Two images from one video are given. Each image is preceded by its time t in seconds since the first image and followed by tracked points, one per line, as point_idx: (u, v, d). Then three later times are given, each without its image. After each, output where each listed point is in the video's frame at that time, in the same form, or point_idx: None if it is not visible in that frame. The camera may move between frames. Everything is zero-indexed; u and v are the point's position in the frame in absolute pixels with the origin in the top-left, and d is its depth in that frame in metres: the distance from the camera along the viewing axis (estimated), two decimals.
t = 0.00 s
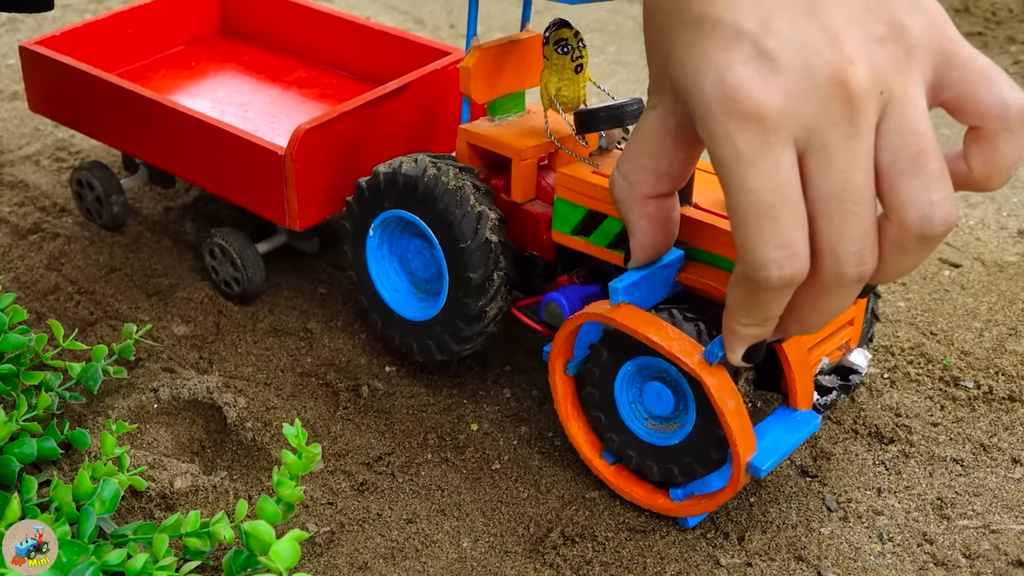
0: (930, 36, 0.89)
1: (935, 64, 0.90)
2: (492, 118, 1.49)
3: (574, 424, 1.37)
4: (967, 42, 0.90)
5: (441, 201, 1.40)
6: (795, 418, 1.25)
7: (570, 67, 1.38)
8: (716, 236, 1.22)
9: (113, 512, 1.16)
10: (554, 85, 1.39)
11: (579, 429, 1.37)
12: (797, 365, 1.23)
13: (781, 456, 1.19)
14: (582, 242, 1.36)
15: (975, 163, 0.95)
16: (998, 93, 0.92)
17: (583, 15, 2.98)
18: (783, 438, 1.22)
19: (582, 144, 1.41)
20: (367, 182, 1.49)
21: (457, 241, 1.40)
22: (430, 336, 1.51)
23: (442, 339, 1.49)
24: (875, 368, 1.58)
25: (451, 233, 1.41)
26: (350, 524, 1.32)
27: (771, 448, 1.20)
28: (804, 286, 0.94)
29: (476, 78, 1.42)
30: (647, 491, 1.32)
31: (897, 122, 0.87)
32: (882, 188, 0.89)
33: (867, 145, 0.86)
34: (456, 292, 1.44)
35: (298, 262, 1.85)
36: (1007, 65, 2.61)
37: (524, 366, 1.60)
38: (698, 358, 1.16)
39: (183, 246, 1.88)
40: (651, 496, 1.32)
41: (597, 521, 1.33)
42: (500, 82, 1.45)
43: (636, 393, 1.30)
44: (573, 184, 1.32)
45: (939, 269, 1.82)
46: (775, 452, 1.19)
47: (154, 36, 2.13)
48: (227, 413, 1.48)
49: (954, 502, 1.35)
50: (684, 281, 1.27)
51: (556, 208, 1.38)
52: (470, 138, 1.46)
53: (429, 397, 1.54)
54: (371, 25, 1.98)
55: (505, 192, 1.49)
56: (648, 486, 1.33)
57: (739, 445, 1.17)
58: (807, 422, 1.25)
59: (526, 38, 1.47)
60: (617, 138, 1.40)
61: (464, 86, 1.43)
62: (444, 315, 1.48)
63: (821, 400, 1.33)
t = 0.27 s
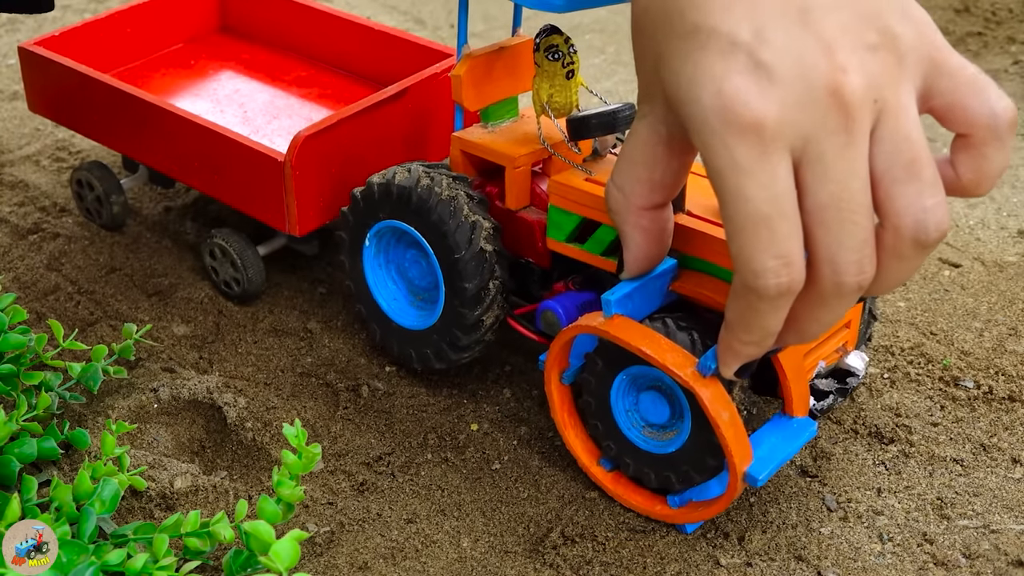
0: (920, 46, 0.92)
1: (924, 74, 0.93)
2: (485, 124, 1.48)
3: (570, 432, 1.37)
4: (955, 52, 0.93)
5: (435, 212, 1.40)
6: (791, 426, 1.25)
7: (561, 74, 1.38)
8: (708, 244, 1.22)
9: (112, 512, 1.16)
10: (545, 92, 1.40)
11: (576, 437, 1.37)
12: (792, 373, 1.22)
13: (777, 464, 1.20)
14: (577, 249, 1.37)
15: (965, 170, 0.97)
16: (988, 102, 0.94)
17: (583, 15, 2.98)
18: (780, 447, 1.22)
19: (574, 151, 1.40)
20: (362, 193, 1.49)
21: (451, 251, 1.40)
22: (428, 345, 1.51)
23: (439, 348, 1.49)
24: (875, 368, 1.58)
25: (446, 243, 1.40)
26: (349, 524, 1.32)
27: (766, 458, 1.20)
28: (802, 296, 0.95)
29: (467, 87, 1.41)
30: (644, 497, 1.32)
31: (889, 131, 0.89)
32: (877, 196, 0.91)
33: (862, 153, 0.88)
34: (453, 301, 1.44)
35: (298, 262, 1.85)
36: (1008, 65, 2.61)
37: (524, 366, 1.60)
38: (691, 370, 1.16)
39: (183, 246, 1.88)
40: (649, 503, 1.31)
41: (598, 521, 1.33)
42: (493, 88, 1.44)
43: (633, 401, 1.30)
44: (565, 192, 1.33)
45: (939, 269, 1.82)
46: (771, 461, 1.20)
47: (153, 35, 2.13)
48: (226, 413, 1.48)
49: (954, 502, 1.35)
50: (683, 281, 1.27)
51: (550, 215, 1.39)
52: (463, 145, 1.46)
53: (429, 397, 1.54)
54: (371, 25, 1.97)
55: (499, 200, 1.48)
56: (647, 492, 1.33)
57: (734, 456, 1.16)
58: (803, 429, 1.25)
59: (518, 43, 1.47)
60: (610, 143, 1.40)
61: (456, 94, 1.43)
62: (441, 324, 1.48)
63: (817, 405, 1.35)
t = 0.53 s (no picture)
0: (910, 41, 0.91)
1: (913, 69, 0.92)
2: (478, 127, 1.48)
3: (568, 434, 1.36)
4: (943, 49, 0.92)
5: (428, 218, 1.40)
6: (787, 425, 1.25)
7: (552, 76, 1.38)
8: (698, 245, 1.22)
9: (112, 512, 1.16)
10: (537, 95, 1.39)
11: (574, 439, 1.36)
12: (787, 372, 1.23)
13: (774, 464, 1.19)
14: (572, 252, 1.38)
15: (951, 167, 0.97)
16: (974, 101, 0.94)
17: (583, 15, 2.98)
18: (775, 446, 1.22)
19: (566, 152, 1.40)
20: (356, 200, 1.49)
21: (446, 256, 1.40)
22: (427, 349, 1.51)
23: (437, 352, 1.49)
24: (875, 368, 1.58)
25: (440, 248, 1.41)
26: (350, 524, 1.32)
27: (762, 458, 1.20)
28: (796, 292, 0.94)
29: (459, 90, 1.41)
30: (643, 498, 1.32)
31: (882, 127, 0.88)
32: (870, 192, 0.90)
33: (857, 148, 0.87)
34: (450, 306, 1.44)
35: (297, 262, 1.85)
36: (1008, 65, 2.61)
37: (523, 366, 1.60)
38: (684, 372, 1.17)
39: (183, 246, 1.88)
40: (648, 504, 1.31)
41: (597, 521, 1.33)
42: (486, 91, 1.44)
43: (630, 403, 1.29)
44: (559, 195, 1.34)
45: (939, 269, 1.82)
46: (767, 461, 1.19)
47: (152, 34, 2.13)
48: (227, 413, 1.48)
49: (954, 502, 1.35)
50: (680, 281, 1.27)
51: (545, 218, 1.39)
52: (456, 150, 1.46)
53: (429, 397, 1.54)
54: (370, 25, 1.97)
55: (494, 204, 1.48)
56: (645, 493, 1.33)
57: (730, 457, 1.17)
58: (799, 428, 1.25)
59: (508, 46, 1.47)
60: (603, 143, 1.41)
61: (448, 99, 1.42)
62: (439, 329, 1.48)
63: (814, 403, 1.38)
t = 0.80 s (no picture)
0: (911, 18, 0.89)
1: (914, 46, 0.90)
2: (478, 127, 1.48)
3: (568, 434, 1.36)
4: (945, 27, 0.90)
5: (428, 217, 1.40)
6: (786, 424, 1.25)
7: (551, 76, 1.38)
8: (696, 245, 1.23)
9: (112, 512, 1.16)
10: (537, 94, 1.39)
11: (573, 439, 1.36)
12: (786, 371, 1.22)
13: (773, 463, 1.19)
14: (571, 252, 1.38)
15: (949, 144, 0.97)
16: (974, 78, 0.93)
17: (583, 15, 2.98)
18: (774, 445, 1.22)
19: (567, 153, 1.40)
20: (356, 200, 1.49)
21: (446, 256, 1.40)
22: (426, 349, 1.51)
23: (437, 353, 1.49)
24: (875, 368, 1.58)
25: (440, 248, 1.41)
26: (350, 524, 1.32)
27: (761, 457, 1.20)
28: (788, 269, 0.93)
29: (459, 90, 1.41)
30: (643, 498, 1.32)
31: (882, 104, 0.87)
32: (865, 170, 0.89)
33: (857, 127, 0.85)
34: (449, 306, 1.44)
35: (297, 262, 1.85)
36: (1008, 65, 2.61)
37: (523, 366, 1.60)
38: (682, 371, 1.17)
39: (183, 246, 1.88)
40: (648, 504, 1.31)
41: (597, 521, 1.33)
42: (485, 91, 1.44)
43: (629, 403, 1.29)
44: (559, 195, 1.34)
45: (939, 269, 1.82)
46: (766, 460, 1.19)
47: (151, 33, 2.13)
48: (227, 413, 1.48)
49: (954, 502, 1.35)
50: (680, 281, 1.27)
51: (544, 218, 1.39)
52: (456, 150, 1.46)
53: (429, 397, 1.54)
54: (370, 25, 1.97)
55: (493, 204, 1.48)
56: (645, 494, 1.33)
57: (729, 456, 1.17)
58: (798, 427, 1.25)
59: (508, 45, 1.47)
60: (603, 143, 1.41)
61: (448, 99, 1.42)
62: (438, 329, 1.48)
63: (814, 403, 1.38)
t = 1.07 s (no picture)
0: None
1: None
2: (478, 127, 1.48)
3: (568, 434, 1.36)
4: None
5: (428, 217, 1.40)
6: (786, 423, 1.25)
7: (551, 75, 1.38)
8: (694, 244, 1.24)
9: (112, 512, 1.16)
10: (537, 94, 1.39)
11: (573, 439, 1.36)
12: (786, 370, 1.22)
13: (772, 463, 1.19)
14: (571, 252, 1.38)
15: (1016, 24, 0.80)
16: None
17: (583, 15, 2.98)
18: (774, 445, 1.22)
19: (566, 153, 1.40)
20: (356, 200, 1.49)
21: (446, 256, 1.40)
22: (426, 349, 1.51)
23: (437, 353, 1.49)
24: (875, 368, 1.58)
25: (440, 248, 1.41)
26: (349, 524, 1.32)
27: (761, 457, 1.20)
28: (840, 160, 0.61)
29: (459, 90, 1.42)
30: (643, 499, 1.32)
31: None
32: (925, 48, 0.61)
33: None
34: (449, 306, 1.44)
35: (297, 262, 1.85)
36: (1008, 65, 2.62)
37: (523, 366, 1.60)
38: (682, 371, 1.17)
39: (183, 246, 1.88)
40: (648, 504, 1.31)
41: (598, 521, 1.33)
42: (486, 91, 1.45)
43: (629, 403, 1.29)
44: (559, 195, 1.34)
45: (939, 269, 1.83)
46: (765, 460, 1.19)
47: (151, 33, 2.13)
48: (226, 413, 1.48)
49: (954, 502, 1.35)
50: (679, 280, 1.27)
51: (544, 219, 1.39)
52: (457, 149, 1.46)
53: (429, 397, 1.54)
54: (369, 25, 1.97)
55: (493, 203, 1.48)
56: (645, 494, 1.33)
57: (729, 456, 1.17)
58: (798, 427, 1.25)
59: (508, 45, 1.47)
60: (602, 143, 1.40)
61: (448, 99, 1.42)
62: (438, 329, 1.48)
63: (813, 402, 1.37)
